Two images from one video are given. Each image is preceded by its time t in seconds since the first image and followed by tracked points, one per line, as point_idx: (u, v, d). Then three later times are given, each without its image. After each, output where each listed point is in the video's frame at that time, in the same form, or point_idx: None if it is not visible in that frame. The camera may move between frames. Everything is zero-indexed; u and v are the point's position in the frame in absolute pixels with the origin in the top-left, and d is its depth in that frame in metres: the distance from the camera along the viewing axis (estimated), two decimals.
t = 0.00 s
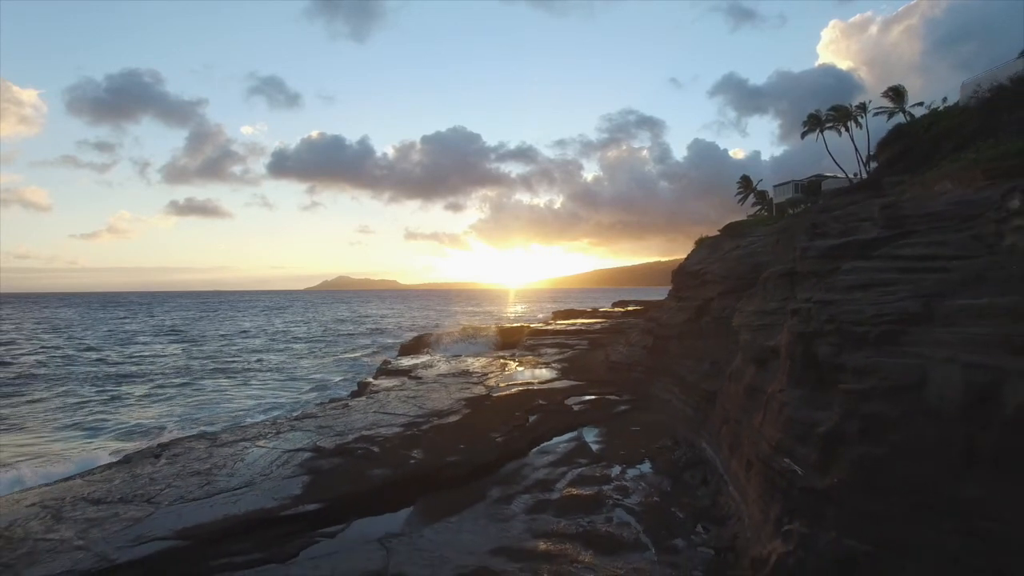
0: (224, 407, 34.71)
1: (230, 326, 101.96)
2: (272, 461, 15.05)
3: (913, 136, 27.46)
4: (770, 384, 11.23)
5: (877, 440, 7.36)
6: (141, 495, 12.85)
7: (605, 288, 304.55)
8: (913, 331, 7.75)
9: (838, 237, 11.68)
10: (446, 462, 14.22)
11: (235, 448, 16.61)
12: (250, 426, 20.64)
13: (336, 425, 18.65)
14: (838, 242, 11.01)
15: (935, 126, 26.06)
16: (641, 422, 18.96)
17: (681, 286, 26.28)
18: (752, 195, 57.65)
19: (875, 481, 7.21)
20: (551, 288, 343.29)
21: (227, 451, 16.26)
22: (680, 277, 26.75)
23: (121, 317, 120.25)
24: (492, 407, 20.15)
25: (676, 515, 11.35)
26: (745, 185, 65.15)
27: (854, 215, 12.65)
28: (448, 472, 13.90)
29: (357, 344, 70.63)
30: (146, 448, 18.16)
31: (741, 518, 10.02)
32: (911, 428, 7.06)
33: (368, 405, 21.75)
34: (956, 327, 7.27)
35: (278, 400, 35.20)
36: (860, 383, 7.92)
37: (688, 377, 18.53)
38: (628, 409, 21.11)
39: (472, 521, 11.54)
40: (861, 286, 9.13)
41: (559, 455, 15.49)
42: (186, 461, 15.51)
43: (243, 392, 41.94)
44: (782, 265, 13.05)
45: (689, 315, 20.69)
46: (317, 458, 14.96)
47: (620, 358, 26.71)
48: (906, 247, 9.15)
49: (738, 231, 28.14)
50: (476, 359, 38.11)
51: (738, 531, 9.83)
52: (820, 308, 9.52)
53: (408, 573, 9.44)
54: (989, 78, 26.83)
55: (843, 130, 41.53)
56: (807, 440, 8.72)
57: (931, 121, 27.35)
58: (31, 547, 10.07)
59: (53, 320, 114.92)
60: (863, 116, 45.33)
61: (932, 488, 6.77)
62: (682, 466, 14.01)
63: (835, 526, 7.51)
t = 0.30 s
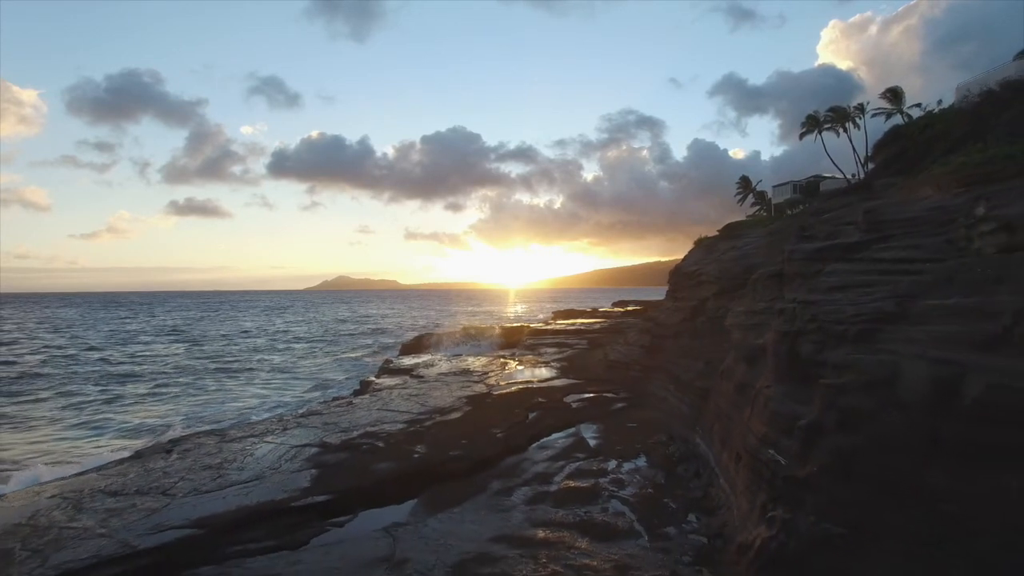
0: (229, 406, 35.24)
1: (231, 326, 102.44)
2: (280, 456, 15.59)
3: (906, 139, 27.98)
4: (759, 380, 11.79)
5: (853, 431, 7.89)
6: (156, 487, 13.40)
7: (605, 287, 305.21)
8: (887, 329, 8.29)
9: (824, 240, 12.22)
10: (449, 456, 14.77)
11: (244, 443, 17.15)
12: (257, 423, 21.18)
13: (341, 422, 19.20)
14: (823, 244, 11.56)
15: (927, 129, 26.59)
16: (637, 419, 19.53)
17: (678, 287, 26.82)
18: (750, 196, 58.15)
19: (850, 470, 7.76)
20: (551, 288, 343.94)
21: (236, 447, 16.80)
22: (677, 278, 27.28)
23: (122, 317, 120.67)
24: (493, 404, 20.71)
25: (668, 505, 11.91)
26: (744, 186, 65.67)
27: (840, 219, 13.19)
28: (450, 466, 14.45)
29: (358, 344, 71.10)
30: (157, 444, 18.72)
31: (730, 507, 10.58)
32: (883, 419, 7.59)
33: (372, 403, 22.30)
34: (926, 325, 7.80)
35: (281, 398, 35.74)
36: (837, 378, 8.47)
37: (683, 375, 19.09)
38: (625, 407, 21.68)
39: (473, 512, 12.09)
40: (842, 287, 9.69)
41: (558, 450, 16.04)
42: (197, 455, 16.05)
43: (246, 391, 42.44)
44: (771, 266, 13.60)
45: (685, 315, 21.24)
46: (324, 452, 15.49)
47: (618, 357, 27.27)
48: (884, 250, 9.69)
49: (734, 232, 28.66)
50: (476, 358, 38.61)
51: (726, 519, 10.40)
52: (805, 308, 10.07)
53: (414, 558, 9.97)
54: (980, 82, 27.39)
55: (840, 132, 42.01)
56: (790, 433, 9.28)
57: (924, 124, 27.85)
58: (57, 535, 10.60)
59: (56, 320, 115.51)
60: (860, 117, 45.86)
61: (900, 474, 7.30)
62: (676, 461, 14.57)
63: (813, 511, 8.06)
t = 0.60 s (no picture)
0: (232, 405, 35.60)
1: (232, 326, 102.82)
2: (286, 452, 15.96)
3: (903, 141, 28.32)
4: (751, 378, 12.14)
5: (839, 425, 8.22)
6: (165, 482, 13.77)
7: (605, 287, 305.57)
8: (871, 327, 8.63)
9: (815, 242, 12.58)
10: (451, 452, 15.14)
11: (249, 440, 17.52)
12: (262, 421, 21.56)
13: (345, 419, 19.57)
14: (815, 245, 11.92)
15: (923, 131, 26.93)
16: (636, 416, 19.90)
17: (676, 287, 27.19)
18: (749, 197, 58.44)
19: (836, 462, 8.09)
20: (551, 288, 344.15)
21: (243, 444, 17.17)
22: (675, 278, 27.65)
23: (123, 317, 121.08)
24: (493, 403, 21.08)
25: (664, 499, 12.26)
26: (743, 187, 66.00)
27: (832, 221, 13.56)
28: (452, 462, 14.82)
29: (360, 344, 71.46)
30: (164, 441, 19.09)
31: (723, 500, 10.93)
32: (866, 413, 7.91)
33: (375, 401, 22.68)
34: (909, 324, 8.14)
35: (284, 398, 36.07)
36: (824, 374, 8.81)
37: (680, 373, 19.47)
38: (624, 405, 22.05)
39: (474, 506, 12.45)
40: (831, 288, 10.05)
41: (557, 447, 16.40)
42: (204, 452, 16.41)
43: (249, 391, 42.82)
44: (765, 267, 13.96)
45: (682, 314, 21.60)
46: (328, 449, 15.86)
47: (617, 356, 27.64)
48: (872, 252, 10.05)
49: (731, 233, 29.03)
50: (477, 358, 39.00)
51: (720, 511, 10.74)
52: (795, 308, 10.44)
53: (418, 549, 10.33)
54: (975, 84, 27.74)
55: (839, 133, 42.38)
56: (780, 428, 9.63)
57: (920, 125, 28.20)
58: (72, 527, 10.97)
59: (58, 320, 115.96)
60: (858, 118, 46.21)
61: (882, 466, 7.61)
62: (673, 457, 14.92)
63: (801, 502, 8.39)
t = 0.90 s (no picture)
0: (235, 404, 35.93)
1: (233, 326, 103.16)
2: (291, 449, 16.32)
3: (899, 143, 28.71)
4: (745, 375, 12.51)
5: (824, 420, 8.56)
6: (174, 477, 14.13)
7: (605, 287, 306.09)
8: (857, 326, 8.99)
9: (807, 244, 12.95)
10: (452, 449, 15.51)
11: (255, 437, 17.89)
12: (266, 419, 21.92)
13: (348, 417, 19.94)
14: (805, 247, 12.30)
15: (919, 133, 27.31)
16: (633, 414, 20.27)
17: (674, 287, 27.55)
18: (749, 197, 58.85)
19: (823, 455, 8.43)
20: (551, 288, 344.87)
21: (248, 440, 17.54)
22: (673, 279, 28.01)
23: (123, 317, 121.08)
24: (494, 401, 21.45)
25: (660, 492, 12.63)
26: (743, 187, 66.34)
27: (824, 223, 13.93)
28: (454, 458, 15.19)
29: (361, 343, 71.81)
30: (171, 439, 19.47)
31: (717, 493, 11.29)
32: (851, 407, 8.23)
33: (377, 399, 23.06)
34: (892, 323, 8.52)
35: (285, 398, 36.37)
36: (812, 371, 9.16)
37: (677, 372, 19.84)
38: (622, 403, 22.42)
39: (476, 500, 12.82)
40: (820, 288, 10.41)
41: (556, 444, 16.78)
42: (211, 449, 16.78)
43: (251, 391, 43.16)
44: (759, 267, 14.33)
45: (680, 314, 21.98)
46: (332, 446, 16.22)
47: (616, 355, 28.01)
48: (860, 254, 10.41)
49: (729, 234, 29.41)
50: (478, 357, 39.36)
51: (713, 504, 11.11)
52: (786, 308, 10.80)
53: (421, 540, 10.70)
54: (971, 87, 28.15)
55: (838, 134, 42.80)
56: (770, 423, 9.99)
57: (916, 127, 28.59)
58: (86, 521, 11.33)
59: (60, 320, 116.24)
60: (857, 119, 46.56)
61: (866, 457, 7.93)
62: (669, 453, 15.29)
63: (790, 493, 8.74)
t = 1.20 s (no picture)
0: (237, 404, 36.26)
1: (234, 326, 103.44)
2: (296, 445, 16.68)
3: (896, 144, 29.06)
4: (739, 373, 12.85)
5: (813, 415, 8.93)
6: (183, 472, 14.49)
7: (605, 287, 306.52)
8: (844, 326, 9.35)
9: (799, 245, 13.32)
10: (454, 446, 15.87)
11: (260, 434, 18.26)
12: (270, 417, 22.26)
13: (351, 415, 20.31)
14: (798, 249, 12.66)
15: (915, 135, 27.66)
16: (631, 412, 20.63)
17: (672, 287, 27.91)
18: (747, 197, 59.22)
19: (811, 449, 8.79)
20: (551, 288, 345.23)
21: (254, 438, 17.90)
22: (671, 279, 28.37)
23: (123, 317, 121.30)
24: (494, 399, 21.81)
25: (656, 487, 12.99)
26: (741, 187, 66.65)
27: (816, 225, 14.28)
28: (455, 454, 15.56)
29: (361, 343, 72.14)
30: (178, 436, 19.83)
31: (711, 488, 11.64)
32: (838, 403, 8.61)
33: (380, 397, 23.43)
34: (878, 323, 8.87)
35: (288, 397, 36.70)
36: (802, 368, 9.51)
37: (674, 370, 20.20)
38: (621, 401, 22.78)
39: (477, 494, 13.18)
40: (810, 289, 10.77)
41: (556, 440, 17.15)
42: (217, 445, 17.15)
43: (254, 390, 43.47)
44: (753, 268, 14.69)
45: (677, 314, 22.33)
46: (336, 442, 16.58)
47: (614, 354, 28.39)
48: (849, 256, 10.76)
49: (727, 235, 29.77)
50: (479, 357, 39.71)
51: (708, 498, 11.47)
52: (779, 308, 11.15)
53: (424, 532, 11.06)
54: (966, 89, 28.52)
55: (836, 135, 43.19)
56: (761, 419, 10.35)
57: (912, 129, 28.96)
58: (100, 515, 11.68)
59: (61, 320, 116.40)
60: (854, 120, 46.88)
61: (852, 451, 8.24)
62: (665, 449, 15.67)
63: (780, 486, 9.03)
